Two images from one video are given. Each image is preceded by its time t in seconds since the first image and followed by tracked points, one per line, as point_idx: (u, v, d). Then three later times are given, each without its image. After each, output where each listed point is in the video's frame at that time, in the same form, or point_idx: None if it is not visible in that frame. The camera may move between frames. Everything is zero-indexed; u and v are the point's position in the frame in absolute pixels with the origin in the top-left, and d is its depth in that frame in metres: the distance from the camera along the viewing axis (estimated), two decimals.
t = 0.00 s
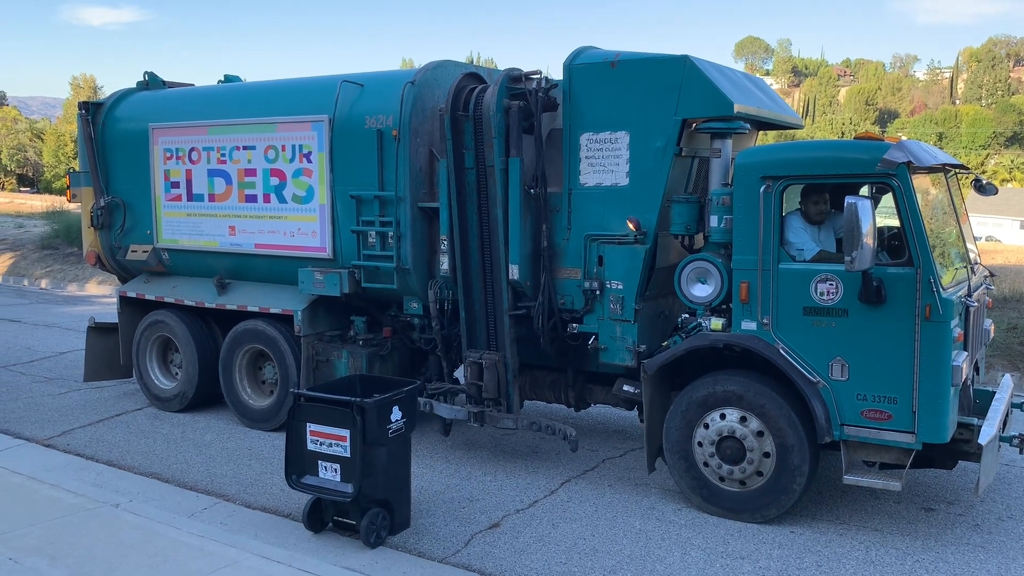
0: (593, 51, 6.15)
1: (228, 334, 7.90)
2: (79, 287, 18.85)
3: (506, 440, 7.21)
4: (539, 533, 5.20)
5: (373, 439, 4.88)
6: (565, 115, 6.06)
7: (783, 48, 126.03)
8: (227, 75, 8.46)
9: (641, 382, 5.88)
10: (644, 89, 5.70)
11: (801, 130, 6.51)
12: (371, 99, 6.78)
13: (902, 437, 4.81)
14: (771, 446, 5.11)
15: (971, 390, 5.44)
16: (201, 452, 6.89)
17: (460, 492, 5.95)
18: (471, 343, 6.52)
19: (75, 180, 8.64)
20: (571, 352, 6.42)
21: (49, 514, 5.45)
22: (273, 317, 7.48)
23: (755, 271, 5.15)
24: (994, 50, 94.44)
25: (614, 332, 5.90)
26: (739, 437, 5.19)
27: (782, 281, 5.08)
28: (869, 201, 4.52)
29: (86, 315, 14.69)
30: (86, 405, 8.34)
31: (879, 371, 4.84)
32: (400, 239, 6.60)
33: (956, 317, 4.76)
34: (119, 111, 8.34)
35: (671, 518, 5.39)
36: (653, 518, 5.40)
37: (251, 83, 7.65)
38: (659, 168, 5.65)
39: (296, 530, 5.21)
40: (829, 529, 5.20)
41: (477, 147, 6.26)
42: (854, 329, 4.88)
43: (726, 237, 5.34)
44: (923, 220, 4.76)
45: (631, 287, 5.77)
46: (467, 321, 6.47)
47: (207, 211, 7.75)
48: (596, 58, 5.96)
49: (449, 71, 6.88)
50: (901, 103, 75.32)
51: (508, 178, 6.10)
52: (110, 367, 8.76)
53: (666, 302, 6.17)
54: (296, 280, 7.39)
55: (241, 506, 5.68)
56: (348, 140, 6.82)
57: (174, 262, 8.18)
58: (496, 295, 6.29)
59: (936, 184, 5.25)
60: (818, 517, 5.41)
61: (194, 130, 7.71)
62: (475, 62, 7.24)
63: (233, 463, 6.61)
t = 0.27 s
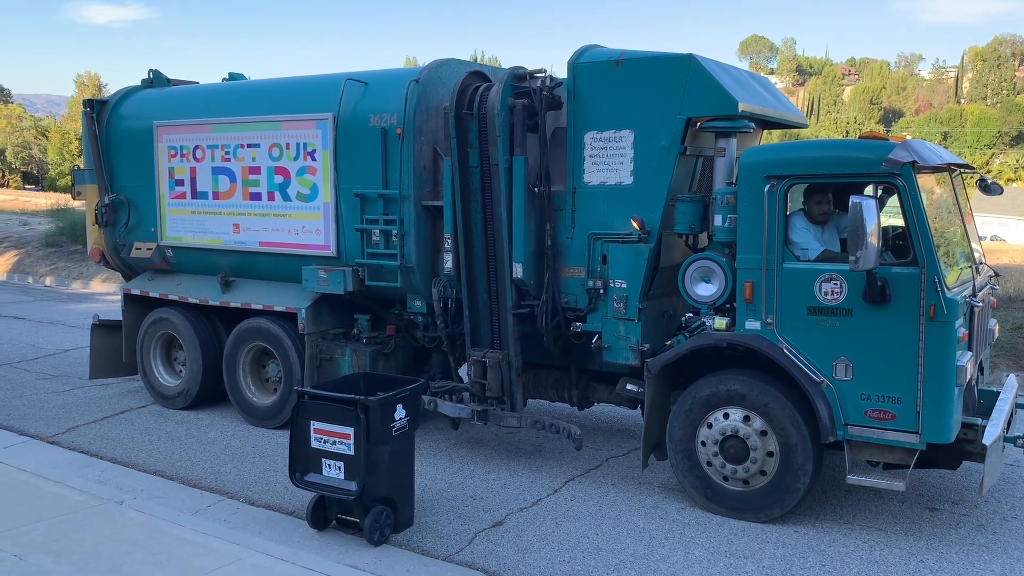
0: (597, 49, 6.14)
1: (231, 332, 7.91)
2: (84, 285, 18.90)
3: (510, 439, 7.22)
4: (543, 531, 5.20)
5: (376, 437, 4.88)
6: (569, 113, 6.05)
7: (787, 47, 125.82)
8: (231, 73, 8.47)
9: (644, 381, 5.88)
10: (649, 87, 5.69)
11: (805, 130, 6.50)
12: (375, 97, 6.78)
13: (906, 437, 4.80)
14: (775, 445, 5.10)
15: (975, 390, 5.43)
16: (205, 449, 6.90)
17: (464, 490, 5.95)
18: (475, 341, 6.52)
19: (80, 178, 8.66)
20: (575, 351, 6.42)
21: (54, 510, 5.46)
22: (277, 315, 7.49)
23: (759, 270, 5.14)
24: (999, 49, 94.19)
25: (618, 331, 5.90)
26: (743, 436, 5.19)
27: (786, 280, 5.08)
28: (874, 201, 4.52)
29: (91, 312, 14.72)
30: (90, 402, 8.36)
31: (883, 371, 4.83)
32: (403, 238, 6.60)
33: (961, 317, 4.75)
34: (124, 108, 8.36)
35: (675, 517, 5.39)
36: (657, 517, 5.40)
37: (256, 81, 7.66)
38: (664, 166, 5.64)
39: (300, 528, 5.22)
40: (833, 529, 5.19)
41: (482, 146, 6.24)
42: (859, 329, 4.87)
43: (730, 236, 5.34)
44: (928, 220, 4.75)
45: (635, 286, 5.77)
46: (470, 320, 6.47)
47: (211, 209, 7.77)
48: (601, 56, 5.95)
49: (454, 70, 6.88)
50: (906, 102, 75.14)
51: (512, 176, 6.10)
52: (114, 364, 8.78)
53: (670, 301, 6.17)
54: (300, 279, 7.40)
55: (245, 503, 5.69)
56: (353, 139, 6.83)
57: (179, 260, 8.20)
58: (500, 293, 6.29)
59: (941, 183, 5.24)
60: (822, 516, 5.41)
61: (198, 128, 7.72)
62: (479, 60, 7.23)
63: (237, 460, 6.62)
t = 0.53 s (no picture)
0: (600, 48, 6.14)
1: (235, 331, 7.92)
2: (89, 284, 18.94)
3: (513, 438, 7.22)
4: (546, 530, 5.20)
5: (381, 436, 4.89)
6: (572, 112, 6.05)
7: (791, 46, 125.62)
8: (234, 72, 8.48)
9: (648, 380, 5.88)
10: (651, 86, 5.69)
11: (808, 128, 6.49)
12: (378, 96, 6.78)
13: (910, 436, 4.79)
14: (778, 443, 5.10)
15: (979, 388, 5.42)
16: (209, 448, 6.92)
17: (467, 489, 5.96)
18: (478, 341, 6.53)
19: (84, 178, 8.68)
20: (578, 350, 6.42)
21: (59, 510, 5.48)
22: (281, 314, 7.50)
23: (762, 269, 5.14)
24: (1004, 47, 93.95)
25: (621, 330, 5.90)
26: (746, 434, 5.19)
27: (789, 279, 5.07)
28: (877, 199, 4.51)
29: (95, 311, 14.75)
30: (95, 402, 8.38)
31: (887, 370, 4.82)
32: (407, 237, 6.61)
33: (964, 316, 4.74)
34: (127, 108, 8.38)
35: (679, 516, 5.39)
36: (661, 516, 5.40)
37: (259, 81, 7.67)
38: (667, 165, 5.64)
39: (304, 527, 5.23)
40: (837, 528, 5.19)
41: (485, 145, 6.23)
42: (862, 328, 4.87)
43: (733, 235, 5.34)
44: (932, 219, 4.74)
45: (638, 284, 5.77)
46: (474, 319, 6.47)
47: (215, 208, 7.78)
48: (604, 55, 5.94)
49: (456, 69, 6.88)
50: (910, 100, 74.97)
51: (515, 175, 6.10)
52: (119, 363, 8.80)
53: (673, 299, 6.17)
54: (303, 278, 7.41)
55: (249, 503, 5.70)
56: (356, 138, 6.83)
57: (182, 259, 8.21)
58: (503, 292, 6.29)
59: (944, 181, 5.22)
60: (826, 515, 5.40)
61: (201, 127, 7.73)
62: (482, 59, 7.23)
63: (242, 459, 6.63)
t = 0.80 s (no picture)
0: (600, 50, 6.14)
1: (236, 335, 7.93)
2: (89, 288, 18.95)
3: (515, 440, 7.22)
4: (548, 532, 5.20)
5: (382, 439, 4.89)
6: (572, 114, 6.05)
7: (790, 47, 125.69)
8: (234, 76, 8.49)
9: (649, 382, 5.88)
10: (652, 88, 5.69)
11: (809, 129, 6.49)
12: (378, 99, 6.79)
13: (912, 437, 4.79)
14: (780, 445, 5.10)
15: (981, 389, 5.42)
16: (211, 452, 6.91)
17: (469, 492, 5.95)
18: (480, 343, 6.53)
19: (84, 181, 8.68)
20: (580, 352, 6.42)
21: (61, 514, 5.47)
22: (282, 317, 7.50)
23: (764, 270, 5.14)
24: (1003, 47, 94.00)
25: (622, 332, 5.90)
26: (748, 436, 5.18)
27: (790, 281, 5.07)
28: (878, 200, 4.51)
29: (96, 315, 14.75)
30: (96, 405, 8.38)
31: (889, 372, 4.82)
32: (407, 240, 6.61)
33: (966, 316, 4.74)
34: (128, 112, 8.38)
35: (681, 518, 5.39)
36: (663, 518, 5.40)
37: (259, 84, 7.67)
38: (668, 167, 5.64)
39: (306, 530, 5.23)
40: (839, 529, 5.18)
41: (485, 147, 6.25)
42: (863, 329, 4.86)
43: (734, 236, 5.34)
44: (933, 220, 4.74)
45: (640, 286, 5.77)
46: (475, 321, 6.47)
47: (216, 212, 7.78)
48: (604, 57, 5.94)
49: (457, 71, 6.88)
50: (910, 100, 74.99)
51: (516, 178, 6.11)
52: (120, 367, 8.80)
53: (675, 301, 6.17)
54: (305, 281, 7.41)
55: (251, 506, 5.70)
56: (357, 141, 6.83)
57: (183, 263, 8.22)
58: (504, 294, 6.29)
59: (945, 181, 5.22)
60: (828, 516, 5.40)
61: (202, 131, 7.74)
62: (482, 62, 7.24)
63: (243, 463, 6.63)
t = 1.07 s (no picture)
0: (596, 60, 6.15)
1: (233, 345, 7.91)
2: (85, 298, 18.91)
3: (512, 450, 7.20)
4: (545, 543, 5.18)
5: (379, 450, 4.88)
6: (569, 124, 6.07)
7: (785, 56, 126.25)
8: (231, 86, 8.50)
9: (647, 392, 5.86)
10: (648, 98, 5.71)
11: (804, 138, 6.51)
12: (375, 110, 6.80)
13: (910, 446, 4.78)
14: (778, 454, 5.09)
15: (978, 398, 5.42)
16: (207, 463, 6.89)
17: (466, 502, 5.94)
18: (477, 353, 6.52)
19: (81, 192, 8.67)
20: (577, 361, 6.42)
21: (56, 526, 5.44)
22: (278, 328, 7.48)
23: (760, 280, 5.14)
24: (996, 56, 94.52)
25: (620, 341, 5.89)
26: (746, 445, 5.18)
27: (787, 290, 5.08)
28: (874, 210, 4.52)
29: (91, 326, 14.71)
30: (91, 417, 8.35)
31: (886, 381, 4.82)
32: (404, 250, 6.60)
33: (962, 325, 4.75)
34: (124, 123, 8.38)
35: (679, 528, 5.37)
36: (660, 528, 5.38)
37: (256, 95, 7.68)
38: (664, 177, 5.65)
39: (303, 541, 5.21)
40: (837, 539, 5.17)
41: (482, 157, 6.24)
42: (860, 338, 4.87)
43: (730, 246, 5.36)
44: (929, 229, 4.75)
45: (637, 296, 5.77)
46: (472, 331, 6.47)
47: (212, 222, 7.78)
48: (600, 67, 5.96)
49: (453, 82, 6.90)
50: (905, 109, 75.31)
51: (512, 188, 6.12)
52: (116, 378, 8.77)
53: (672, 311, 6.18)
54: (301, 291, 7.40)
55: (247, 517, 5.67)
56: (353, 152, 6.84)
57: (180, 273, 8.20)
58: (501, 304, 6.29)
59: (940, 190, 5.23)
60: (826, 526, 5.39)
61: (199, 142, 7.74)
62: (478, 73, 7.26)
63: (239, 474, 6.60)
